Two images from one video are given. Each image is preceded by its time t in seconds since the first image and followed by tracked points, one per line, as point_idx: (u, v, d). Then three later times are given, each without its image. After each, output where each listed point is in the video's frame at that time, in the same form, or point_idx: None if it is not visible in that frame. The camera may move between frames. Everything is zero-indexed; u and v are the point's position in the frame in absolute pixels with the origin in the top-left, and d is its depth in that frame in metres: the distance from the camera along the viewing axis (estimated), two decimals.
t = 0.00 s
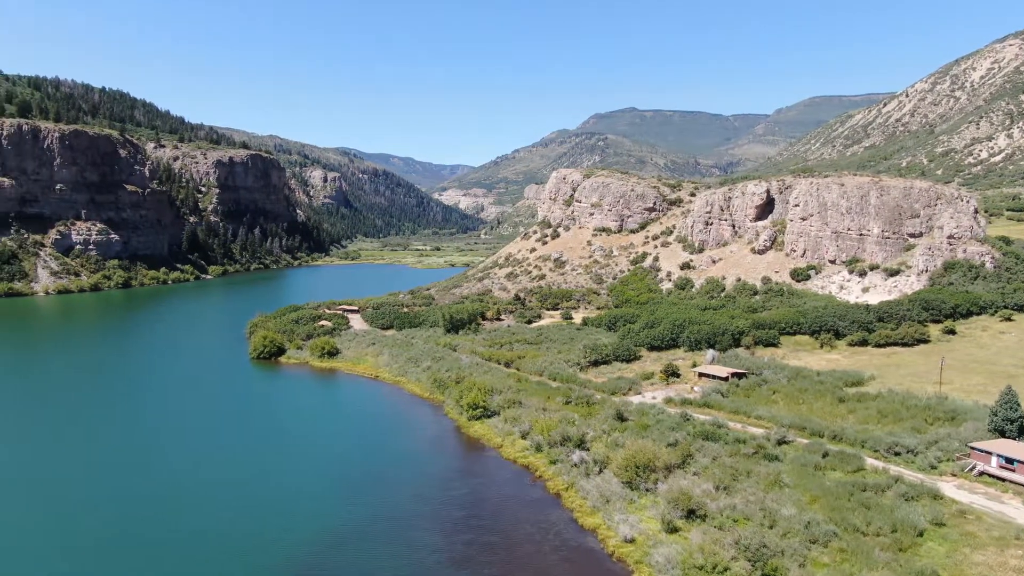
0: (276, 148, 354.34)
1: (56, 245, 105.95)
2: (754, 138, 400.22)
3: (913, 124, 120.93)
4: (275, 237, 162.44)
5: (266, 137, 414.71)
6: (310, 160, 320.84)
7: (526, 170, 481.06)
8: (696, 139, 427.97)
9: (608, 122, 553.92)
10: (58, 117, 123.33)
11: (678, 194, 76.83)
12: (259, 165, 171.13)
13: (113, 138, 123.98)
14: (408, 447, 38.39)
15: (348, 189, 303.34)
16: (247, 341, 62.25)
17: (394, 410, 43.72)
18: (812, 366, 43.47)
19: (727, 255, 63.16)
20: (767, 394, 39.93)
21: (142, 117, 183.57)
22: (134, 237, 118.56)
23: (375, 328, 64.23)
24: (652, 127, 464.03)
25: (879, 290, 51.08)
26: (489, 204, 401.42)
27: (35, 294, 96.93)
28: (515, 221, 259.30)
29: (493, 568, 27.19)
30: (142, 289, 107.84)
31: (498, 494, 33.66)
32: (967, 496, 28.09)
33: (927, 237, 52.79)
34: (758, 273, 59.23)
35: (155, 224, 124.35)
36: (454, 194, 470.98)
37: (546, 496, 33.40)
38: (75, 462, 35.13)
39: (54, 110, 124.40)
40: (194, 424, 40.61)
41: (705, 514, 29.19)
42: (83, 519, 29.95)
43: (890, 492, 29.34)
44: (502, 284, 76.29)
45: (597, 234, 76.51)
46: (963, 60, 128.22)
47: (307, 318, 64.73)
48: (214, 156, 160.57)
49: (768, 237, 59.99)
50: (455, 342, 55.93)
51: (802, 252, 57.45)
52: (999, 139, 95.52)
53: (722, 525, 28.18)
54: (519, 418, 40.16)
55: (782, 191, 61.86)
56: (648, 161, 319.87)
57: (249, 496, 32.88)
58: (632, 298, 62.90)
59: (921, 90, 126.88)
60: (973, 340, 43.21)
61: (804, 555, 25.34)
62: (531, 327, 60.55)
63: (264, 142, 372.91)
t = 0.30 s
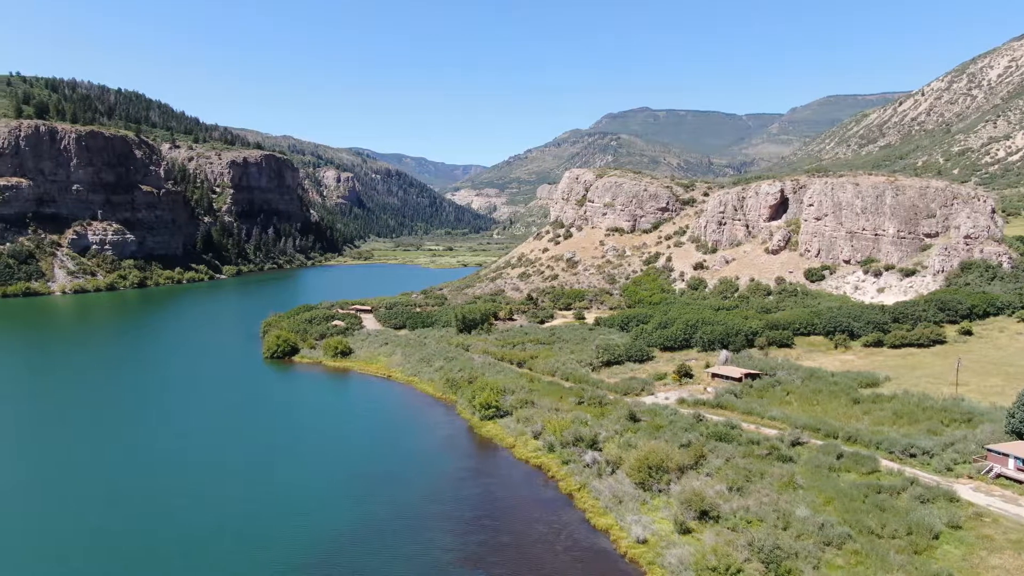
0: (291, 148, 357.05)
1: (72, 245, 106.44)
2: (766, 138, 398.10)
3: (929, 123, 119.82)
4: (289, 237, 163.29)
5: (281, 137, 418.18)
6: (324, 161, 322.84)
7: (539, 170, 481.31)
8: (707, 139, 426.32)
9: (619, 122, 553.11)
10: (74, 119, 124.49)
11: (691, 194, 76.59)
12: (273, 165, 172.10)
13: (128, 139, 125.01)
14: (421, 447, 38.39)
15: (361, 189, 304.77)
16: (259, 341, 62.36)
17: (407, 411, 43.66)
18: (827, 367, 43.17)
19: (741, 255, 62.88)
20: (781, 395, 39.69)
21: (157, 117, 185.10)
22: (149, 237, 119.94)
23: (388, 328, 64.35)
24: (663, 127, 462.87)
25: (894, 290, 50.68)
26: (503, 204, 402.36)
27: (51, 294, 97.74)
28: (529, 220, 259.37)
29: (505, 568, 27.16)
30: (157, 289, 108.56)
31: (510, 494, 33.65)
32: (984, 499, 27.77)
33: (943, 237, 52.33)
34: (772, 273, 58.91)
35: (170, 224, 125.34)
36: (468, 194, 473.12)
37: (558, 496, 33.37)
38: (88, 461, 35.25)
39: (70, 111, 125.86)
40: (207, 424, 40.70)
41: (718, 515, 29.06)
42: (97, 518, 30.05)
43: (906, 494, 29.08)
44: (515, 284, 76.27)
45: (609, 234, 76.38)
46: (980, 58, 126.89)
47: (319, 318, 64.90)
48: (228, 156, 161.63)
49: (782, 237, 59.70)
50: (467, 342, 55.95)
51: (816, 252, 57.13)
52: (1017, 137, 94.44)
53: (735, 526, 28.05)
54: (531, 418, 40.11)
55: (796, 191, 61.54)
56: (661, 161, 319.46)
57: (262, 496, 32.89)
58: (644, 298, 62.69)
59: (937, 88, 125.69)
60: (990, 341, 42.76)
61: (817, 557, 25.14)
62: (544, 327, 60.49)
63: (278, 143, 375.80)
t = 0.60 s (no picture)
0: (306, 149, 359.33)
1: (90, 245, 107.32)
2: (780, 137, 395.63)
3: (947, 121, 118.58)
4: (304, 237, 164.00)
5: (296, 138, 420.96)
6: (339, 161, 324.61)
7: (551, 170, 481.12)
8: (720, 139, 424.18)
9: (630, 122, 551.88)
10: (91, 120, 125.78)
11: (705, 194, 76.33)
12: (288, 166, 172.97)
13: (145, 140, 126.19)
14: (435, 447, 38.38)
15: (375, 189, 305.99)
16: (272, 341, 62.51)
17: (420, 411, 43.65)
18: (842, 368, 42.84)
19: (756, 255, 62.59)
20: (797, 396, 39.43)
21: (174, 118, 186.74)
22: (166, 237, 121.09)
23: (401, 328, 64.47)
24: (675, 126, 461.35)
25: (911, 290, 50.23)
26: (517, 204, 403.05)
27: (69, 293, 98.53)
28: (542, 221, 259.51)
29: (519, 568, 27.14)
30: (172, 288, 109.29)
31: (524, 494, 33.63)
32: (1003, 502, 27.42)
33: (961, 237, 51.82)
34: (787, 273, 58.58)
35: (186, 224, 126.48)
36: (481, 194, 474.57)
37: (571, 496, 33.31)
38: (101, 461, 35.38)
39: (88, 112, 127.07)
40: (220, 423, 40.83)
41: (732, 516, 28.92)
42: (111, 518, 30.15)
43: (922, 496, 28.79)
44: (528, 284, 76.24)
45: (623, 234, 76.22)
46: (999, 56, 125.52)
47: (333, 317, 65.09)
48: (244, 156, 162.63)
49: (798, 237, 59.39)
50: (481, 342, 55.98)
51: (832, 252, 56.78)
52: None
53: (749, 528, 27.91)
54: (545, 418, 40.07)
55: (811, 191, 61.22)
56: (675, 161, 318.60)
57: (275, 496, 32.98)
58: (658, 299, 62.47)
59: (954, 87, 124.46)
60: (1008, 342, 42.26)
61: (833, 559, 24.94)
62: (558, 327, 60.41)
63: (293, 143, 378.56)
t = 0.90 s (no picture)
0: (323, 149, 361.57)
1: (110, 245, 108.29)
2: (796, 137, 392.93)
3: (968, 120, 116.98)
4: (321, 237, 164.82)
5: (314, 138, 424.22)
6: (356, 162, 326.71)
7: (565, 169, 481.07)
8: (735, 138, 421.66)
9: (645, 121, 551.84)
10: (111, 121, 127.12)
11: (721, 194, 75.92)
12: (305, 166, 173.83)
13: (164, 141, 127.40)
14: (451, 448, 38.33)
15: (390, 188, 307.25)
16: (285, 341, 62.68)
17: (434, 411, 43.57)
18: (860, 369, 42.48)
19: (773, 255, 62.25)
20: (814, 397, 39.14)
21: (192, 119, 188.53)
22: (185, 237, 121.94)
23: (417, 328, 64.58)
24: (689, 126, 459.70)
25: (931, 291, 49.73)
26: (533, 204, 403.17)
27: (90, 293, 99.57)
28: (558, 221, 259.61)
29: (534, 568, 27.11)
30: (191, 288, 110.11)
31: (539, 494, 33.58)
32: None
33: (982, 236, 51.04)
34: (805, 273, 58.18)
35: (205, 224, 127.49)
36: (497, 194, 475.99)
37: (587, 497, 33.23)
38: (116, 461, 35.41)
39: (107, 114, 128.24)
40: (234, 423, 40.85)
41: (749, 518, 28.75)
42: (126, 517, 30.15)
43: (942, 499, 28.48)
44: (544, 284, 76.16)
45: (639, 234, 75.99)
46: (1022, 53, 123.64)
47: (350, 317, 65.30)
48: (261, 157, 163.65)
49: (815, 237, 59.06)
50: (497, 342, 55.96)
51: (850, 252, 56.42)
52: None
53: (767, 530, 27.73)
54: (560, 419, 39.99)
55: (829, 190, 60.73)
56: (690, 162, 317.49)
57: (290, 496, 32.97)
58: (674, 299, 62.22)
59: (975, 85, 122.85)
60: None
61: (851, 562, 24.71)
62: (574, 327, 60.33)
63: (310, 143, 381.25)
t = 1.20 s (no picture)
0: (345, 150, 364.19)
1: (135, 245, 109.54)
2: (817, 135, 389.61)
3: (995, 118, 114.90)
4: (342, 237, 165.78)
5: (336, 138, 428.30)
6: (377, 163, 329.09)
7: (584, 169, 480.70)
8: (753, 137, 418.72)
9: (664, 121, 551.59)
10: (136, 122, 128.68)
11: (743, 194, 75.44)
12: (327, 167, 174.81)
13: (187, 142, 128.75)
14: (471, 447, 38.36)
15: (410, 188, 308.92)
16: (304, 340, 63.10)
17: (452, 411, 43.48)
18: (884, 370, 42.00)
19: (795, 255, 61.83)
20: (837, 399, 38.75)
21: (215, 120, 190.73)
22: (208, 237, 123.06)
23: (437, 327, 64.74)
24: (707, 125, 457.52)
25: (957, 291, 48.85)
26: (553, 204, 403.23)
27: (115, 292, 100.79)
28: (578, 221, 259.35)
29: (554, 568, 27.07)
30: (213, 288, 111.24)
31: (559, 494, 33.52)
32: None
33: (1010, 236, 49.62)
34: (828, 273, 57.71)
35: (227, 224, 128.73)
36: (517, 194, 477.04)
37: (607, 497, 33.13)
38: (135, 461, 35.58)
39: (132, 115, 129.84)
40: (253, 424, 40.98)
41: (771, 520, 28.52)
42: (146, 518, 30.24)
43: (968, 502, 28.06)
44: (564, 284, 76.10)
45: (660, 234, 75.77)
46: None
47: (370, 316, 65.60)
48: (283, 158, 164.95)
49: (839, 237, 58.57)
50: (516, 342, 55.96)
51: (874, 252, 55.85)
52: None
53: (789, 532, 27.46)
54: (580, 419, 39.89)
55: (853, 190, 60.15)
56: (711, 162, 315.85)
57: (308, 496, 32.99)
58: (695, 299, 61.89)
59: (1003, 82, 120.78)
60: None
61: (875, 566, 24.38)
62: (594, 327, 60.20)
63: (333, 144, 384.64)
